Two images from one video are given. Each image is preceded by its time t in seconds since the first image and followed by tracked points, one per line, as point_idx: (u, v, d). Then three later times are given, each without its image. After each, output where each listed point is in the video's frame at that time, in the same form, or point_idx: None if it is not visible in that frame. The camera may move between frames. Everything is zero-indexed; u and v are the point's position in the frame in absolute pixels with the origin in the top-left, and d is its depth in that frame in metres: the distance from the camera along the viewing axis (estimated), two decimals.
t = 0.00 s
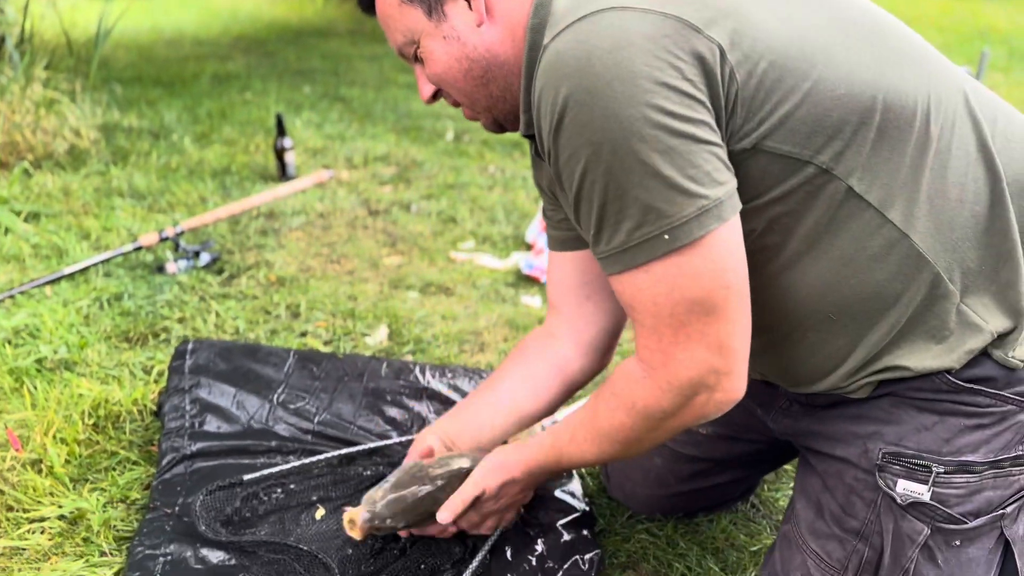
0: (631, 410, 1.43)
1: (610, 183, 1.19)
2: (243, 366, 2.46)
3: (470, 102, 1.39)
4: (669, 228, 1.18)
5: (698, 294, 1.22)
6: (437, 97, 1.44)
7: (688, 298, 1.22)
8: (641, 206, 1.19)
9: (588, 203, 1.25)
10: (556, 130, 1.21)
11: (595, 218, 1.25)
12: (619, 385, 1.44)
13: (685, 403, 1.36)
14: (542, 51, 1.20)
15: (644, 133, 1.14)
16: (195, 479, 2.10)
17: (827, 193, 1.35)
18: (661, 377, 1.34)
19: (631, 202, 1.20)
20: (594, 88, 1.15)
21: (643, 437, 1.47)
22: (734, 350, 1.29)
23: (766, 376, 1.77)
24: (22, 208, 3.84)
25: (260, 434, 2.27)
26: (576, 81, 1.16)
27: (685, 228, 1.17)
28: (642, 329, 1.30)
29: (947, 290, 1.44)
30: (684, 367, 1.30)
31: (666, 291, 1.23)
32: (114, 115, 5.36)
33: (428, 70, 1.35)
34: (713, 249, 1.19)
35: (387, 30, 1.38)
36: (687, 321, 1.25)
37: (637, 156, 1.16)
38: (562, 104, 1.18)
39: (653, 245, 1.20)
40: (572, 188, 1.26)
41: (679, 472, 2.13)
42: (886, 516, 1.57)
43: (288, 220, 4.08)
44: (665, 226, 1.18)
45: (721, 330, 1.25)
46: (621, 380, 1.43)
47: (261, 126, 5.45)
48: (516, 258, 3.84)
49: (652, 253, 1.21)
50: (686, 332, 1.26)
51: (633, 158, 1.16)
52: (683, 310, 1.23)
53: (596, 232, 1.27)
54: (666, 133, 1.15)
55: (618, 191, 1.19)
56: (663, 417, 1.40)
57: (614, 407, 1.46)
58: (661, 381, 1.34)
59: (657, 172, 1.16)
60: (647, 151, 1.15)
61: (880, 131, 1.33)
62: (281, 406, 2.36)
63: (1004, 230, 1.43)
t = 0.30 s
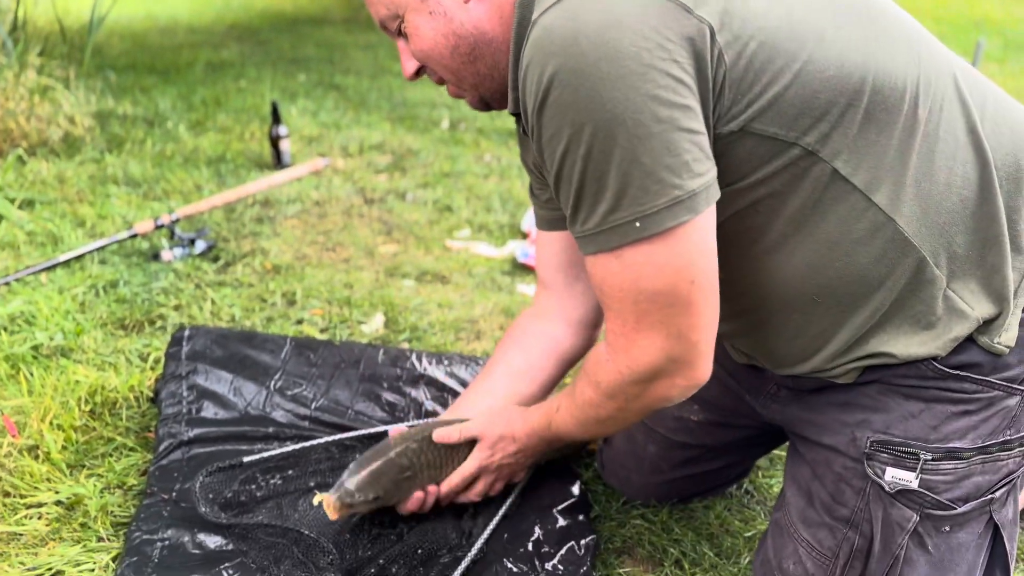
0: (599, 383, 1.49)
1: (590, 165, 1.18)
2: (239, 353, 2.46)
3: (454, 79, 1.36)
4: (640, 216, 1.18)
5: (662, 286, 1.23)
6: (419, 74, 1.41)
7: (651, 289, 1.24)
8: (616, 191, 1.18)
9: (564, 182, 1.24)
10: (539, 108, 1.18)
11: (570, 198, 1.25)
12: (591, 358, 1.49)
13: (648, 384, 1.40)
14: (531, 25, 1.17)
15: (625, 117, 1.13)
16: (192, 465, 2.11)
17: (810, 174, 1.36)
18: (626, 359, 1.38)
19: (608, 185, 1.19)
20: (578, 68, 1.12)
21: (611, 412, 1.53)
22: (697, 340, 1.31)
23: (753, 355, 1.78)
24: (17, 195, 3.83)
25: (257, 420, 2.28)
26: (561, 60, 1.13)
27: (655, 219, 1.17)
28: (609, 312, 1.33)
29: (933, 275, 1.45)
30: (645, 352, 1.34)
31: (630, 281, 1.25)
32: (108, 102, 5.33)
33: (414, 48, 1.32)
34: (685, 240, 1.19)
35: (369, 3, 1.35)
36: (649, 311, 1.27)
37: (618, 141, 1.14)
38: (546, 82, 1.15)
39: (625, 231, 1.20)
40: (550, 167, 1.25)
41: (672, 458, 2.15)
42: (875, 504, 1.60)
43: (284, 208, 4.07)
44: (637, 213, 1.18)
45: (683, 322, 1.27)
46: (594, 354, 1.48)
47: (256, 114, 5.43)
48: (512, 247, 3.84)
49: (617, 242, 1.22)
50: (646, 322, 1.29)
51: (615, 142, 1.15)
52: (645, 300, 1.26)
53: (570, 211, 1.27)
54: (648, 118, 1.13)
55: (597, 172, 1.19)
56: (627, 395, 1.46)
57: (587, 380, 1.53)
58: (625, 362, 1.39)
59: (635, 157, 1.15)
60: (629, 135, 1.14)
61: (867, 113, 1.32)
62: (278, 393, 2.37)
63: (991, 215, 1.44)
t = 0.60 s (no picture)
0: (589, 351, 1.47)
1: (598, 125, 1.16)
2: (241, 344, 2.47)
3: (456, 36, 1.36)
4: (645, 182, 1.16)
5: (659, 255, 1.21)
6: (424, 31, 1.43)
7: (650, 259, 1.22)
8: (623, 154, 1.16)
9: (570, 144, 1.22)
10: (551, 66, 1.16)
11: (574, 159, 1.23)
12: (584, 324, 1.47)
13: (637, 354, 1.38)
14: None
15: (638, 80, 1.11)
16: (195, 457, 2.12)
17: (812, 155, 1.36)
18: (617, 326, 1.35)
19: (615, 149, 1.17)
20: (596, 26, 1.10)
21: (599, 382, 1.51)
22: (691, 314, 1.29)
23: (744, 337, 1.79)
24: (17, 187, 3.83)
25: (260, 411, 2.29)
26: (577, 16, 1.11)
27: (660, 185, 1.16)
28: (603, 278, 1.30)
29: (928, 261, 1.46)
30: (635, 322, 1.32)
31: (629, 249, 1.22)
32: (108, 95, 5.33)
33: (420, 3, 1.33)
34: (688, 211, 1.18)
35: None
36: (644, 280, 1.24)
37: (629, 105, 1.13)
38: (561, 38, 1.13)
39: (627, 198, 1.18)
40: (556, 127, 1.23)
41: (670, 449, 2.17)
42: (869, 495, 1.62)
43: (284, 201, 4.08)
44: (643, 179, 1.16)
45: (679, 295, 1.25)
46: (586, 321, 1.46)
47: (256, 107, 5.43)
48: (512, 240, 3.85)
49: (617, 207, 1.20)
50: (639, 291, 1.27)
51: (627, 104, 1.13)
52: (641, 270, 1.24)
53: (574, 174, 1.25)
54: (660, 82, 1.11)
55: (605, 134, 1.16)
56: (615, 364, 1.44)
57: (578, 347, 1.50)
58: (616, 329, 1.36)
59: (644, 122, 1.13)
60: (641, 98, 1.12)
61: (875, 93, 1.32)
62: (280, 384, 2.38)
63: (988, 203, 1.45)
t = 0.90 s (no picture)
0: (603, 325, 1.47)
1: (635, 93, 1.15)
2: (243, 341, 2.48)
3: None
4: (680, 154, 1.16)
5: (687, 229, 1.21)
6: None
7: (676, 232, 1.22)
8: (658, 124, 1.15)
9: (603, 112, 1.20)
10: (589, 32, 1.15)
11: (607, 127, 1.21)
12: (598, 298, 1.48)
13: (653, 328, 1.39)
14: None
15: (679, 49, 1.10)
16: (197, 453, 2.12)
17: (842, 142, 1.36)
18: (634, 299, 1.35)
19: (649, 118, 1.16)
20: None
21: (610, 358, 1.52)
22: (710, 290, 1.30)
23: (747, 323, 1.80)
24: (19, 184, 3.83)
25: (261, 408, 2.30)
26: None
27: (694, 158, 1.15)
28: (624, 249, 1.30)
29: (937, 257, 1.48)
30: (654, 296, 1.32)
31: (656, 220, 1.22)
32: (109, 92, 5.33)
33: None
34: (718, 186, 1.18)
35: None
36: (667, 254, 1.25)
37: (668, 74, 1.11)
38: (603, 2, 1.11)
39: (660, 168, 1.18)
40: (588, 93, 1.21)
41: (669, 445, 2.19)
42: (869, 493, 1.63)
43: (285, 199, 4.08)
44: (677, 150, 1.16)
45: (700, 269, 1.26)
46: (601, 296, 1.46)
47: (257, 105, 5.43)
48: (513, 238, 3.86)
49: (645, 179, 1.20)
50: (659, 264, 1.27)
51: (666, 74, 1.11)
52: (666, 243, 1.24)
53: (605, 141, 1.23)
54: (701, 52, 1.10)
55: (641, 102, 1.15)
56: (629, 339, 1.44)
57: (592, 322, 1.51)
58: (633, 303, 1.36)
59: (682, 92, 1.12)
60: (682, 67, 1.11)
61: (901, 85, 1.33)
62: (282, 381, 2.39)
63: (996, 199, 1.46)
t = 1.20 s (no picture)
0: (644, 344, 1.46)
1: (673, 114, 1.13)
2: (245, 340, 2.47)
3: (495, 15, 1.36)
4: (721, 171, 1.14)
5: (725, 244, 1.20)
6: (460, 9, 1.42)
7: (714, 247, 1.21)
8: (698, 142, 1.14)
9: (640, 134, 1.19)
10: (622, 55, 1.13)
11: (644, 148, 1.20)
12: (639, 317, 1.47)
13: (696, 345, 1.37)
14: None
15: (716, 69, 1.08)
16: (199, 451, 2.12)
17: (865, 152, 1.35)
18: (678, 317, 1.34)
19: (688, 138, 1.14)
20: (674, 12, 1.07)
21: (650, 376, 1.50)
22: (752, 302, 1.27)
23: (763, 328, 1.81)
24: (20, 183, 3.83)
25: (263, 407, 2.29)
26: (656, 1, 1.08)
27: (735, 173, 1.14)
28: (666, 267, 1.29)
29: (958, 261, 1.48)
30: (694, 313, 1.31)
31: (694, 237, 1.21)
32: (109, 92, 5.33)
33: None
34: (757, 199, 1.16)
35: None
36: (709, 269, 1.23)
37: (707, 93, 1.10)
38: (636, 24, 1.10)
39: (700, 187, 1.16)
40: (622, 116, 1.20)
41: (676, 443, 2.20)
42: (878, 490, 1.62)
43: (287, 198, 4.08)
44: (718, 168, 1.14)
45: (741, 283, 1.24)
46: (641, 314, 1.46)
47: (258, 105, 5.43)
48: (514, 238, 3.85)
49: (683, 196, 1.19)
50: (701, 280, 1.25)
51: (704, 94, 1.10)
52: (706, 259, 1.22)
53: (643, 163, 1.22)
54: (739, 69, 1.09)
55: (680, 123, 1.14)
56: (671, 358, 1.43)
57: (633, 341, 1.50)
58: (678, 322, 1.35)
59: (721, 111, 1.10)
60: (720, 87, 1.09)
61: (923, 93, 1.33)
62: (284, 379, 2.38)
63: (1013, 204, 1.46)
